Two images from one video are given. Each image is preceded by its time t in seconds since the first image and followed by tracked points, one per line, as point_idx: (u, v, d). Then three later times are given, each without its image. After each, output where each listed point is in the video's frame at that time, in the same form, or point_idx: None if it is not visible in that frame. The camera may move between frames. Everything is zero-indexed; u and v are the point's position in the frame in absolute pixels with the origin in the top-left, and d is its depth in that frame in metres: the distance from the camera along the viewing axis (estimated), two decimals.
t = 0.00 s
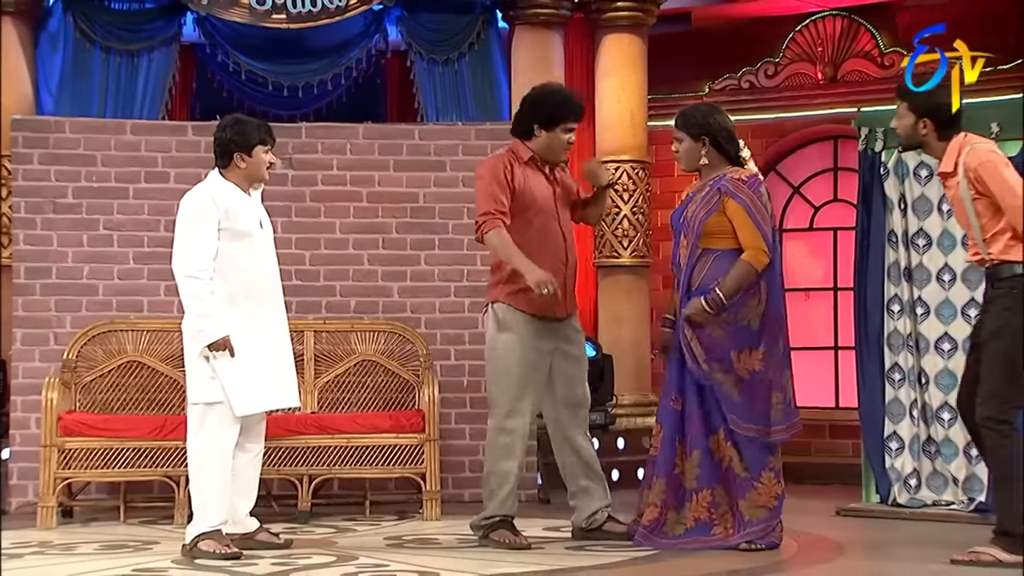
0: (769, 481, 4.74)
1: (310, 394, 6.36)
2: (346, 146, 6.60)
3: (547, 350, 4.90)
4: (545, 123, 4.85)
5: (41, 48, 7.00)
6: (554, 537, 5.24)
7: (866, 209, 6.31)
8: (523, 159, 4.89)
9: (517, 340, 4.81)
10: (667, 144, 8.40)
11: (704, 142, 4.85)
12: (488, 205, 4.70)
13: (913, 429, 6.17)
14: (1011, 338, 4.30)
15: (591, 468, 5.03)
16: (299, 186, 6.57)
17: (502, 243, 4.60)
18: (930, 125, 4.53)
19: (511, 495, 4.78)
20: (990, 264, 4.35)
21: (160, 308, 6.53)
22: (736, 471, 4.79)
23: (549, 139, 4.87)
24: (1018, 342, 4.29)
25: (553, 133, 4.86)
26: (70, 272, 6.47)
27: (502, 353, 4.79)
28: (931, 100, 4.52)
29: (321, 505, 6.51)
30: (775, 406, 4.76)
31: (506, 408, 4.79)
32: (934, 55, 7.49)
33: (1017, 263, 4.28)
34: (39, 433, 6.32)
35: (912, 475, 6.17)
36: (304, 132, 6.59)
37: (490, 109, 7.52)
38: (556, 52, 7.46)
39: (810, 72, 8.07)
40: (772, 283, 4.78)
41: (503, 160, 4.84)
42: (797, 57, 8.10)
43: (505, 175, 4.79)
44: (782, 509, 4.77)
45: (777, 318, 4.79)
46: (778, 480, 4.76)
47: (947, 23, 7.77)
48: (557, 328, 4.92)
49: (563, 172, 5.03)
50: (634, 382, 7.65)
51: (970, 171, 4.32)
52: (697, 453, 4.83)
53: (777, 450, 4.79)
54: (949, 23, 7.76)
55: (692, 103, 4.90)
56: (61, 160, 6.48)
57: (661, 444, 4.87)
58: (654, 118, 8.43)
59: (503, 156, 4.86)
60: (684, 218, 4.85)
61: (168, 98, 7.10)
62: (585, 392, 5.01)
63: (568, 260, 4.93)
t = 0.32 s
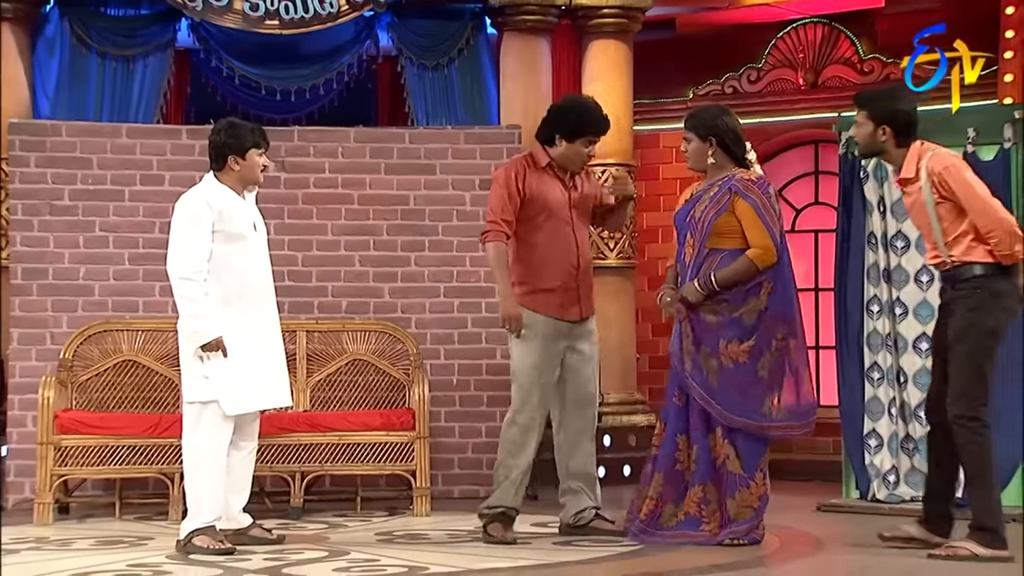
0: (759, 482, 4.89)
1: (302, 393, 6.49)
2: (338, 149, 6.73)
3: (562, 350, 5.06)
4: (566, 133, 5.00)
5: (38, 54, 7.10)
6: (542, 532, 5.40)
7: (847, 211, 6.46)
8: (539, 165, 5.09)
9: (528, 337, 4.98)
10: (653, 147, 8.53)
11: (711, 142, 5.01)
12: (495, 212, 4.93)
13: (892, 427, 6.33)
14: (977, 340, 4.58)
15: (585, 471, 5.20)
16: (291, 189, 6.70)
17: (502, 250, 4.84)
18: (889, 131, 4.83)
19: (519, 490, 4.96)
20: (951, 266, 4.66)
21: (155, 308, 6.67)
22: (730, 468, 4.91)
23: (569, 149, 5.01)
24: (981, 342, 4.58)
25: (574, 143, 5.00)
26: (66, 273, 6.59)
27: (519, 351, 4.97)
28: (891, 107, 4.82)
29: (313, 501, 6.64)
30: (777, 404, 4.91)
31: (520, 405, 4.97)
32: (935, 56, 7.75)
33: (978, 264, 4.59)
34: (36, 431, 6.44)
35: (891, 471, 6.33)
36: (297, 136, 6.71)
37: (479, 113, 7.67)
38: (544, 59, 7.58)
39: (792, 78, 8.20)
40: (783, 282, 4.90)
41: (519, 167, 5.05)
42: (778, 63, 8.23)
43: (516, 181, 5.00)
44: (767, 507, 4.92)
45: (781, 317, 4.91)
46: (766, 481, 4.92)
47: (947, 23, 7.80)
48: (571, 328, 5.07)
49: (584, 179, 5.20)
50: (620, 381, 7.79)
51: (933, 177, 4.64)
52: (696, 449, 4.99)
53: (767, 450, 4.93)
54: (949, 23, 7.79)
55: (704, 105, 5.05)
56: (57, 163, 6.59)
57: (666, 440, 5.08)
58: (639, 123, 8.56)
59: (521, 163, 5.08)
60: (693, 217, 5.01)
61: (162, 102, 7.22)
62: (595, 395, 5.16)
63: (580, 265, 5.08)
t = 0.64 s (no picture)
0: (747, 480, 5.07)
1: (295, 392, 6.61)
2: (329, 152, 6.86)
3: (550, 351, 5.23)
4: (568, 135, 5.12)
5: (35, 59, 7.21)
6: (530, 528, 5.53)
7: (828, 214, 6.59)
8: (536, 166, 5.22)
9: (514, 337, 5.12)
10: (639, 152, 8.71)
11: (712, 147, 5.15)
12: (488, 209, 5.05)
13: (872, 425, 6.48)
14: (944, 338, 4.78)
15: (570, 469, 5.34)
16: (284, 192, 6.82)
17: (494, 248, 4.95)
18: (869, 130, 5.01)
19: (515, 488, 5.10)
20: (915, 268, 4.85)
21: (150, 309, 6.78)
22: (715, 466, 5.04)
23: (570, 151, 5.13)
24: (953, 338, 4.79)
25: (576, 146, 5.12)
26: (62, 275, 6.71)
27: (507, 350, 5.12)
28: (865, 106, 5.01)
29: (305, 499, 6.76)
30: (756, 405, 5.06)
31: (513, 402, 5.11)
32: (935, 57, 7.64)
33: (941, 265, 4.82)
34: (32, 429, 6.55)
35: (871, 469, 6.48)
36: (289, 139, 6.83)
37: (468, 118, 7.79)
38: (532, 65, 7.71)
39: (774, 84, 8.34)
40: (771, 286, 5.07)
41: (515, 167, 5.18)
42: (761, 69, 8.36)
43: (511, 182, 5.12)
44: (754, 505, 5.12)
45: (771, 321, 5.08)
46: (754, 480, 5.10)
47: (948, 23, 7.81)
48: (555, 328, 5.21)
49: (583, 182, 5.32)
50: (606, 381, 7.93)
51: (904, 176, 4.82)
52: (684, 448, 5.10)
53: (754, 451, 5.09)
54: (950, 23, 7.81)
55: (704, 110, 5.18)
56: (53, 166, 6.71)
57: (671, 441, 5.17)
58: (626, 127, 8.70)
59: (518, 163, 5.20)
60: (693, 220, 5.13)
61: (157, 107, 7.36)
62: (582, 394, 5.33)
63: (569, 267, 5.20)
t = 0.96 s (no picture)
0: (740, 475, 5.23)
1: (288, 391, 6.73)
2: (323, 156, 7.00)
3: (539, 352, 5.36)
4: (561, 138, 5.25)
5: (33, 65, 7.29)
6: (520, 525, 5.67)
7: (810, 217, 6.74)
8: (531, 170, 5.36)
9: (506, 338, 5.26)
10: (626, 156, 8.86)
11: (710, 153, 5.29)
12: (483, 213, 5.17)
13: (854, 424, 6.62)
14: (922, 339, 4.93)
15: (559, 467, 5.47)
16: (277, 195, 6.95)
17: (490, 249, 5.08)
18: (845, 130, 5.13)
19: (505, 486, 5.23)
20: (894, 268, 4.99)
21: (145, 310, 6.90)
22: (710, 462, 5.19)
23: (564, 153, 5.26)
24: (931, 338, 4.94)
25: (567, 147, 5.26)
26: (60, 276, 6.82)
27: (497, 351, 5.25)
28: (846, 107, 5.12)
29: (298, 496, 6.89)
30: (747, 398, 5.20)
31: (503, 402, 5.24)
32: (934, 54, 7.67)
33: (920, 266, 4.97)
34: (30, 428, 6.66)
35: (853, 466, 6.63)
36: (284, 144, 6.98)
37: (458, 122, 7.92)
38: (521, 71, 7.84)
39: (759, 90, 8.47)
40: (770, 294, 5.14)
41: (510, 171, 5.32)
42: (746, 75, 8.49)
43: (505, 186, 5.26)
44: (747, 501, 5.29)
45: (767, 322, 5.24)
46: (747, 475, 5.27)
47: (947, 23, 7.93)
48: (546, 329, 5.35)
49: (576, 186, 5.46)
50: (594, 380, 8.08)
51: (895, 175, 4.98)
52: (680, 444, 5.25)
53: (748, 448, 5.27)
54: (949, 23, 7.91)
55: (702, 116, 5.34)
56: (51, 170, 6.83)
57: (667, 439, 5.33)
58: (614, 132, 8.85)
59: (513, 167, 5.34)
60: (692, 224, 5.28)
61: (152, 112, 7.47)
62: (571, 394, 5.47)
63: (561, 270, 5.33)
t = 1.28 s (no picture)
0: (737, 470, 5.38)
1: (282, 390, 6.87)
2: (316, 161, 7.13)
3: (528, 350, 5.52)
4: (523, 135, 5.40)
5: (32, 71, 7.42)
6: (509, 522, 5.82)
7: (793, 220, 6.91)
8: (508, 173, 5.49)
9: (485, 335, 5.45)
10: (613, 160, 9.02)
11: (710, 158, 5.47)
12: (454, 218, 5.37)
13: (835, 423, 6.78)
14: (916, 341, 5.11)
15: (550, 464, 5.59)
16: (271, 199, 7.07)
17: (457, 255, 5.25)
18: (836, 140, 5.27)
19: (492, 478, 5.40)
20: (891, 271, 5.16)
21: (142, 311, 7.03)
22: (706, 459, 5.35)
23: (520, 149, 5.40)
24: (922, 340, 5.11)
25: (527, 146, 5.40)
26: (57, 278, 6.95)
27: (485, 346, 5.44)
28: (836, 115, 5.26)
29: (292, 494, 7.04)
30: (744, 400, 5.38)
31: (489, 396, 5.43)
32: (935, 57, 7.60)
33: (915, 269, 5.12)
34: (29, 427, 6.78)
35: (835, 464, 6.78)
36: (277, 148, 7.11)
37: (449, 127, 8.07)
38: (511, 77, 7.98)
39: (743, 96, 8.64)
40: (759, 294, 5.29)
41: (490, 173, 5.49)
42: (730, 81, 8.68)
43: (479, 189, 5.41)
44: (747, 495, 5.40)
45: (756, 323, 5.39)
46: (746, 470, 5.40)
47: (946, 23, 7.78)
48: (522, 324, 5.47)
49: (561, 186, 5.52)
50: (582, 380, 8.26)
51: (887, 181, 5.13)
52: (678, 441, 5.40)
53: (744, 444, 5.41)
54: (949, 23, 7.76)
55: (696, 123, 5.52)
56: (49, 174, 6.96)
57: (663, 435, 5.49)
58: (601, 137, 9.03)
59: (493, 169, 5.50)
60: (688, 226, 5.45)
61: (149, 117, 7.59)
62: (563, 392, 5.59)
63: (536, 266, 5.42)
